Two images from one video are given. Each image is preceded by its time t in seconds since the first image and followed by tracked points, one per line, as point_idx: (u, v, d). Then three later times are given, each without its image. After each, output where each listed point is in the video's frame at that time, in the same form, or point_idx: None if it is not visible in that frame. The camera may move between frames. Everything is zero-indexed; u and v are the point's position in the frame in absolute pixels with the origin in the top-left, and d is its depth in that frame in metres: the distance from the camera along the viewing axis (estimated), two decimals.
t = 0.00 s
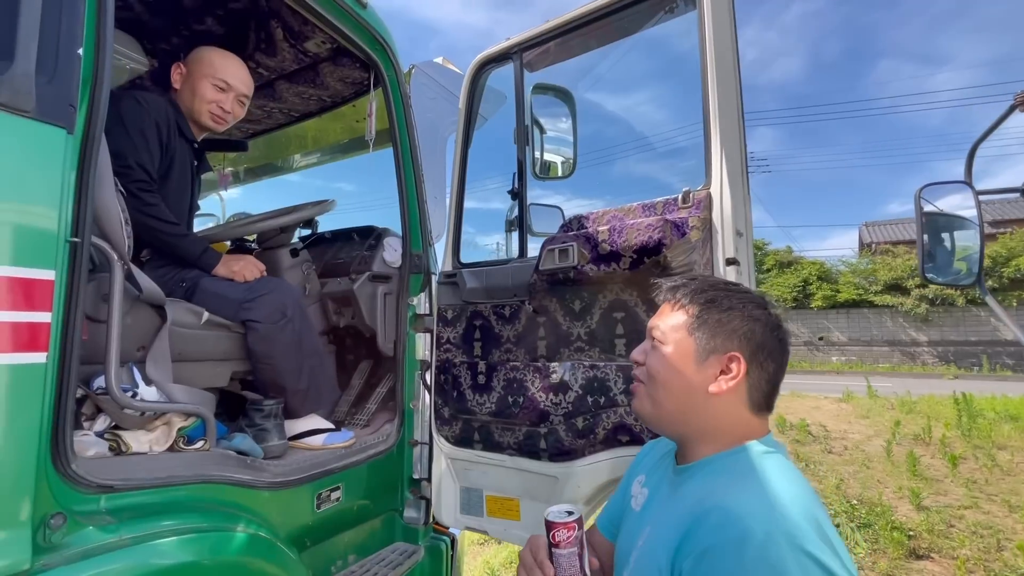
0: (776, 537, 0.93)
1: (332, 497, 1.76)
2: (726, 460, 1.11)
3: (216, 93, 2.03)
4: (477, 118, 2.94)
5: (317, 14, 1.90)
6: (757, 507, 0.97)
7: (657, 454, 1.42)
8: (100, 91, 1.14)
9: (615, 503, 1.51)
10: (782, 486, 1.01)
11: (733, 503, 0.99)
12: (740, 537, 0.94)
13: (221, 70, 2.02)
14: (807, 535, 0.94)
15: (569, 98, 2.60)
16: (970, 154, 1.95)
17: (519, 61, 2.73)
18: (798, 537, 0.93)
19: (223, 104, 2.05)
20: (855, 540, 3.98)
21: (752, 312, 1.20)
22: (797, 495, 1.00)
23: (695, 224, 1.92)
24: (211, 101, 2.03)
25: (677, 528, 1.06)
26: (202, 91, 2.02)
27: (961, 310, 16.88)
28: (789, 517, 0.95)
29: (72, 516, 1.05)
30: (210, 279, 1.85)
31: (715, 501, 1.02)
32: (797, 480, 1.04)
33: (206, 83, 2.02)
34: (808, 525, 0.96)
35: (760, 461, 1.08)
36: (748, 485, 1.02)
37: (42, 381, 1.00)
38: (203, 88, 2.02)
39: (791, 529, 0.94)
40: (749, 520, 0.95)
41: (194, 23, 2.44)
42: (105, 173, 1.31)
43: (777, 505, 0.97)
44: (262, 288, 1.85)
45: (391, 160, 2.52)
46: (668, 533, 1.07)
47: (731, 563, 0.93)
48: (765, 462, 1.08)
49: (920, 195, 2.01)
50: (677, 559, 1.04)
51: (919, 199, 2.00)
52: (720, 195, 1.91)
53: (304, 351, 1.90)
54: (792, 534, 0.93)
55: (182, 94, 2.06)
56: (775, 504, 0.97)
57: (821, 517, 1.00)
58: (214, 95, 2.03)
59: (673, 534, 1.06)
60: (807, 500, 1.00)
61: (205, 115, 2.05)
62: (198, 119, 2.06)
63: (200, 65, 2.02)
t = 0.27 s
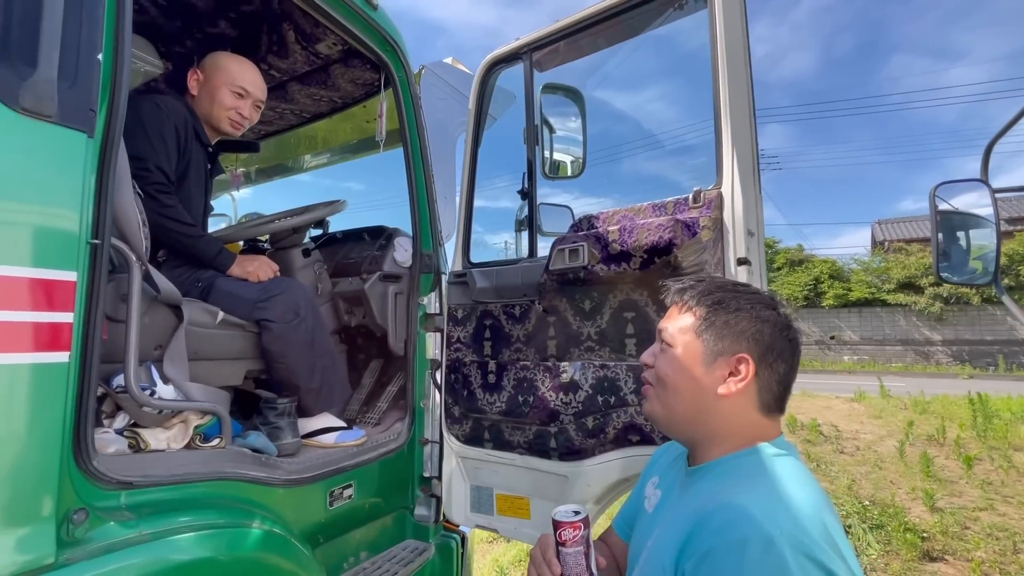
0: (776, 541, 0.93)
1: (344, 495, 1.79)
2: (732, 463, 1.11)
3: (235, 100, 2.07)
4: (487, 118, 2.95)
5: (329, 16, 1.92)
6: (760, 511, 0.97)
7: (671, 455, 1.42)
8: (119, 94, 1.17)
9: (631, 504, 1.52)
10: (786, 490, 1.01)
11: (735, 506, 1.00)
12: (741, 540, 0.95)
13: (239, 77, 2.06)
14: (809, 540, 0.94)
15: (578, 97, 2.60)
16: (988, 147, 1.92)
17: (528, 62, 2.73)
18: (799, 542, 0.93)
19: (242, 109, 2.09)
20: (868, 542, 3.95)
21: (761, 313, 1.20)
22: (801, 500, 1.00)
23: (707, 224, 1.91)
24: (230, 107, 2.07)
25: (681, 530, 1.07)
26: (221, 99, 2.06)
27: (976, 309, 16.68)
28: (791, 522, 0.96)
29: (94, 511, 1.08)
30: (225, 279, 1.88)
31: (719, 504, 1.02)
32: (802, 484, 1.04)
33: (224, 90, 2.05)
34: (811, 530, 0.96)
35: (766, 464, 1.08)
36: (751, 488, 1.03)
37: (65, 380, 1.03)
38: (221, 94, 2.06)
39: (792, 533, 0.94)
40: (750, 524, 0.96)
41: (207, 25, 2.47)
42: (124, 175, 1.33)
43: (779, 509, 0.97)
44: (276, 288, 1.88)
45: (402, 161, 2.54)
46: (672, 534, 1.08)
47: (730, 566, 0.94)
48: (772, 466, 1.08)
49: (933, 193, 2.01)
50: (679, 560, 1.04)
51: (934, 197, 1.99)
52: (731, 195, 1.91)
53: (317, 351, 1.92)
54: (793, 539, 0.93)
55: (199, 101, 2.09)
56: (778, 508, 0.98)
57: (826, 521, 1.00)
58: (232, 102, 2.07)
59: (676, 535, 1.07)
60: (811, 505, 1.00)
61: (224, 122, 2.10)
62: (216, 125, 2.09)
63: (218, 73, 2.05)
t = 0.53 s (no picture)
0: (789, 537, 0.94)
1: (357, 491, 1.81)
2: (745, 462, 1.12)
3: (260, 120, 2.11)
4: (496, 117, 2.95)
5: (341, 17, 1.94)
6: (772, 508, 0.98)
7: (683, 454, 1.44)
8: (139, 97, 1.19)
9: (647, 504, 1.53)
10: (799, 489, 1.02)
11: (748, 503, 1.01)
12: (754, 536, 0.96)
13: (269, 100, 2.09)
14: (822, 537, 0.95)
15: (587, 95, 2.62)
16: (1004, 142, 1.90)
17: (538, 61, 2.74)
18: (811, 539, 0.94)
19: (263, 129, 2.14)
20: (878, 541, 3.94)
21: (777, 312, 1.21)
22: (814, 498, 1.01)
23: (718, 222, 1.92)
24: (253, 125, 2.11)
25: (694, 526, 1.08)
26: (249, 117, 2.09)
27: (989, 307, 16.51)
28: (804, 518, 0.97)
29: (117, 506, 1.11)
30: (241, 278, 1.90)
31: (732, 502, 1.03)
32: (815, 482, 1.05)
33: (254, 110, 2.08)
34: (824, 527, 0.97)
35: (779, 462, 1.09)
36: (764, 486, 1.04)
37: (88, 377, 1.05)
38: (249, 111, 2.08)
39: (805, 530, 0.95)
40: (763, 520, 0.97)
41: (220, 27, 2.50)
42: (143, 176, 1.36)
43: (792, 507, 0.98)
44: (290, 287, 1.90)
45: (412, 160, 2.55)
46: (685, 531, 1.09)
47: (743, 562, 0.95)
48: (785, 464, 1.09)
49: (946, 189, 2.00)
50: (692, 557, 1.05)
51: (948, 194, 1.98)
52: (743, 194, 1.91)
53: (331, 348, 1.95)
54: (806, 535, 0.94)
55: (223, 109, 2.08)
56: (791, 505, 0.99)
57: (839, 519, 1.00)
58: (257, 121, 2.11)
59: (689, 532, 1.08)
60: (825, 503, 1.01)
61: (244, 135, 2.14)
62: (234, 134, 2.12)
63: (250, 90, 2.07)
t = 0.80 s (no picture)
0: (803, 517, 0.96)
1: (370, 481, 1.84)
2: (756, 447, 1.15)
3: (278, 118, 2.15)
4: (505, 114, 2.98)
5: (353, 15, 1.96)
6: (786, 490, 1.01)
7: (690, 443, 1.46)
8: (160, 94, 1.22)
9: (654, 493, 1.55)
10: (811, 471, 1.05)
11: (762, 486, 1.03)
12: (769, 517, 0.98)
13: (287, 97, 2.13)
14: (835, 516, 0.97)
15: (596, 91, 2.63)
16: (1012, 136, 1.91)
17: (547, 57, 2.75)
18: (824, 518, 0.97)
19: (280, 128, 2.18)
20: (885, 536, 3.95)
21: (788, 302, 1.23)
22: (826, 480, 1.03)
23: (727, 216, 1.93)
24: (272, 124, 2.14)
25: (708, 511, 1.10)
26: (268, 116, 2.11)
27: (998, 304, 16.41)
28: (817, 499, 0.99)
29: (143, 492, 1.14)
30: (256, 272, 1.94)
31: (745, 485, 1.06)
32: (826, 465, 1.07)
33: (274, 109, 2.11)
34: (836, 507, 0.99)
35: (790, 447, 1.12)
36: (777, 469, 1.06)
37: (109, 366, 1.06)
38: (268, 111, 2.11)
39: (819, 510, 0.97)
40: (777, 502, 0.99)
41: (232, 25, 2.53)
42: (163, 172, 1.39)
43: (805, 488, 1.01)
44: (304, 281, 1.93)
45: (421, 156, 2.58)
46: (699, 516, 1.11)
47: (759, 542, 0.97)
48: (795, 448, 1.11)
49: (957, 184, 2.01)
50: (708, 540, 1.07)
51: (957, 188, 1.98)
52: (752, 187, 1.93)
53: (343, 342, 1.98)
54: (820, 515, 0.97)
55: (243, 111, 2.09)
56: (804, 487, 1.01)
57: (850, 500, 1.03)
58: (276, 120, 2.14)
59: (703, 517, 1.10)
60: (836, 485, 1.03)
61: (262, 134, 2.17)
62: (251, 135, 2.14)
63: (269, 90, 2.09)
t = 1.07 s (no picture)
0: (805, 508, 0.98)
1: (376, 475, 1.87)
2: (758, 440, 1.17)
3: (280, 107, 2.15)
4: (509, 111, 3.00)
5: (358, 14, 1.98)
6: (787, 481, 1.03)
7: (692, 436, 1.48)
8: (170, 93, 1.24)
9: (654, 485, 1.57)
10: (812, 463, 1.06)
11: (763, 478, 1.05)
12: (771, 509, 1.00)
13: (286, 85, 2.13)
14: (836, 507, 0.99)
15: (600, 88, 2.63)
16: (1016, 132, 1.92)
17: (551, 54, 2.76)
18: (826, 508, 0.98)
19: (284, 117, 2.18)
20: (888, 533, 3.96)
21: (790, 298, 1.24)
22: (826, 471, 1.05)
23: (729, 212, 1.95)
24: (274, 114, 2.15)
25: (710, 503, 1.12)
26: (268, 105, 2.13)
27: (1003, 301, 16.35)
28: (818, 490, 1.01)
29: (156, 482, 1.17)
30: (264, 268, 1.97)
31: (747, 477, 1.08)
32: (827, 457, 1.09)
33: (273, 97, 2.13)
34: (837, 498, 1.01)
35: (791, 439, 1.14)
36: (778, 461, 1.08)
37: (121, 360, 1.08)
38: (269, 100, 2.13)
39: (820, 501, 0.99)
40: (778, 493, 1.01)
41: (238, 24, 2.55)
42: (173, 169, 1.42)
43: (806, 480, 1.03)
44: (311, 277, 1.96)
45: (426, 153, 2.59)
46: (702, 507, 1.13)
47: (762, 533, 0.99)
48: (796, 440, 1.13)
49: (960, 180, 2.02)
50: (710, 532, 1.09)
51: (960, 184, 1.99)
52: (755, 184, 1.94)
53: (350, 337, 2.00)
54: (821, 505, 0.98)
55: (245, 101, 2.13)
56: (805, 479, 1.03)
57: (851, 490, 1.05)
58: (277, 109, 2.15)
59: (706, 509, 1.12)
60: (836, 476, 1.05)
61: (266, 125, 2.18)
62: (257, 127, 2.17)
63: (268, 78, 2.11)
